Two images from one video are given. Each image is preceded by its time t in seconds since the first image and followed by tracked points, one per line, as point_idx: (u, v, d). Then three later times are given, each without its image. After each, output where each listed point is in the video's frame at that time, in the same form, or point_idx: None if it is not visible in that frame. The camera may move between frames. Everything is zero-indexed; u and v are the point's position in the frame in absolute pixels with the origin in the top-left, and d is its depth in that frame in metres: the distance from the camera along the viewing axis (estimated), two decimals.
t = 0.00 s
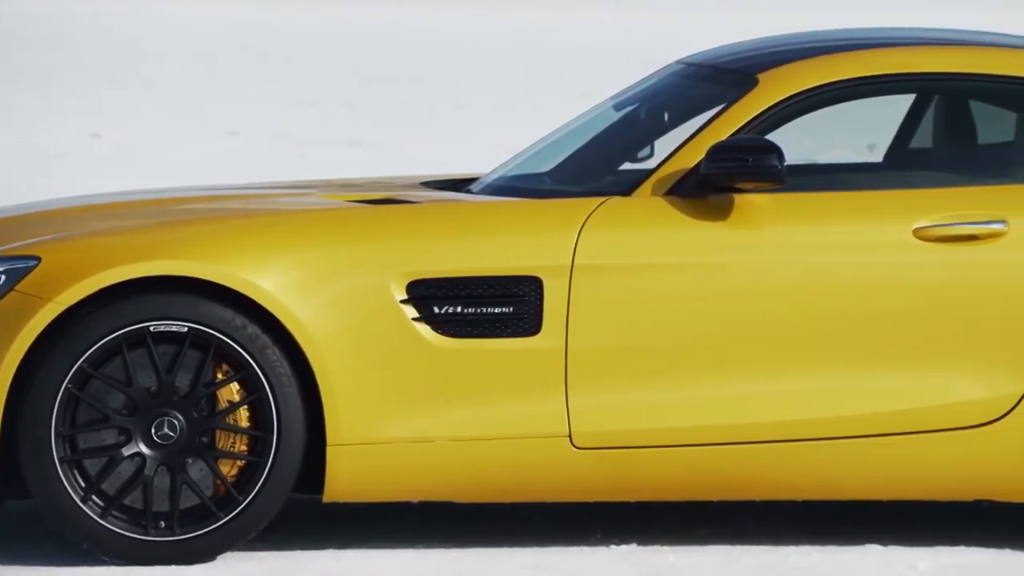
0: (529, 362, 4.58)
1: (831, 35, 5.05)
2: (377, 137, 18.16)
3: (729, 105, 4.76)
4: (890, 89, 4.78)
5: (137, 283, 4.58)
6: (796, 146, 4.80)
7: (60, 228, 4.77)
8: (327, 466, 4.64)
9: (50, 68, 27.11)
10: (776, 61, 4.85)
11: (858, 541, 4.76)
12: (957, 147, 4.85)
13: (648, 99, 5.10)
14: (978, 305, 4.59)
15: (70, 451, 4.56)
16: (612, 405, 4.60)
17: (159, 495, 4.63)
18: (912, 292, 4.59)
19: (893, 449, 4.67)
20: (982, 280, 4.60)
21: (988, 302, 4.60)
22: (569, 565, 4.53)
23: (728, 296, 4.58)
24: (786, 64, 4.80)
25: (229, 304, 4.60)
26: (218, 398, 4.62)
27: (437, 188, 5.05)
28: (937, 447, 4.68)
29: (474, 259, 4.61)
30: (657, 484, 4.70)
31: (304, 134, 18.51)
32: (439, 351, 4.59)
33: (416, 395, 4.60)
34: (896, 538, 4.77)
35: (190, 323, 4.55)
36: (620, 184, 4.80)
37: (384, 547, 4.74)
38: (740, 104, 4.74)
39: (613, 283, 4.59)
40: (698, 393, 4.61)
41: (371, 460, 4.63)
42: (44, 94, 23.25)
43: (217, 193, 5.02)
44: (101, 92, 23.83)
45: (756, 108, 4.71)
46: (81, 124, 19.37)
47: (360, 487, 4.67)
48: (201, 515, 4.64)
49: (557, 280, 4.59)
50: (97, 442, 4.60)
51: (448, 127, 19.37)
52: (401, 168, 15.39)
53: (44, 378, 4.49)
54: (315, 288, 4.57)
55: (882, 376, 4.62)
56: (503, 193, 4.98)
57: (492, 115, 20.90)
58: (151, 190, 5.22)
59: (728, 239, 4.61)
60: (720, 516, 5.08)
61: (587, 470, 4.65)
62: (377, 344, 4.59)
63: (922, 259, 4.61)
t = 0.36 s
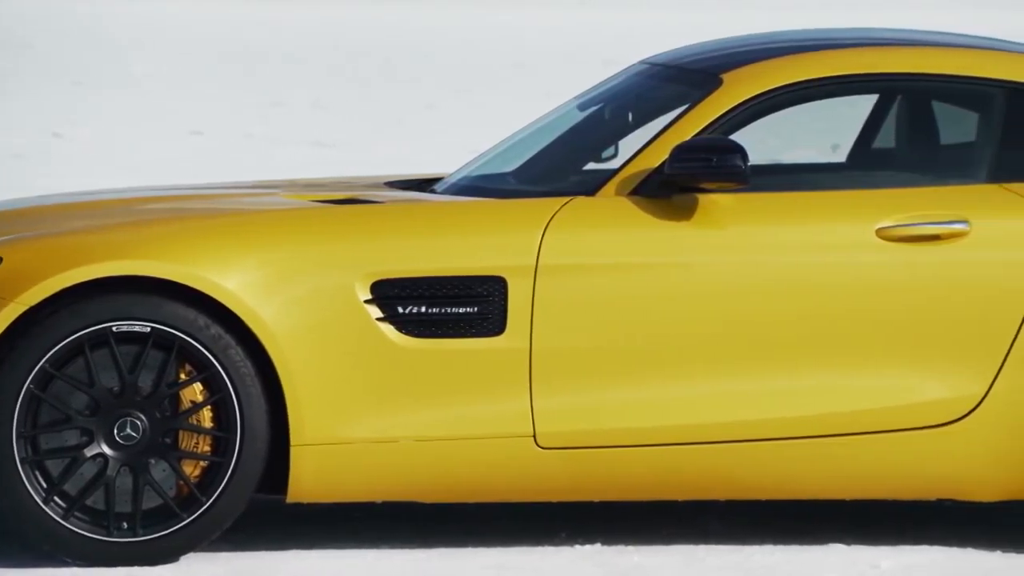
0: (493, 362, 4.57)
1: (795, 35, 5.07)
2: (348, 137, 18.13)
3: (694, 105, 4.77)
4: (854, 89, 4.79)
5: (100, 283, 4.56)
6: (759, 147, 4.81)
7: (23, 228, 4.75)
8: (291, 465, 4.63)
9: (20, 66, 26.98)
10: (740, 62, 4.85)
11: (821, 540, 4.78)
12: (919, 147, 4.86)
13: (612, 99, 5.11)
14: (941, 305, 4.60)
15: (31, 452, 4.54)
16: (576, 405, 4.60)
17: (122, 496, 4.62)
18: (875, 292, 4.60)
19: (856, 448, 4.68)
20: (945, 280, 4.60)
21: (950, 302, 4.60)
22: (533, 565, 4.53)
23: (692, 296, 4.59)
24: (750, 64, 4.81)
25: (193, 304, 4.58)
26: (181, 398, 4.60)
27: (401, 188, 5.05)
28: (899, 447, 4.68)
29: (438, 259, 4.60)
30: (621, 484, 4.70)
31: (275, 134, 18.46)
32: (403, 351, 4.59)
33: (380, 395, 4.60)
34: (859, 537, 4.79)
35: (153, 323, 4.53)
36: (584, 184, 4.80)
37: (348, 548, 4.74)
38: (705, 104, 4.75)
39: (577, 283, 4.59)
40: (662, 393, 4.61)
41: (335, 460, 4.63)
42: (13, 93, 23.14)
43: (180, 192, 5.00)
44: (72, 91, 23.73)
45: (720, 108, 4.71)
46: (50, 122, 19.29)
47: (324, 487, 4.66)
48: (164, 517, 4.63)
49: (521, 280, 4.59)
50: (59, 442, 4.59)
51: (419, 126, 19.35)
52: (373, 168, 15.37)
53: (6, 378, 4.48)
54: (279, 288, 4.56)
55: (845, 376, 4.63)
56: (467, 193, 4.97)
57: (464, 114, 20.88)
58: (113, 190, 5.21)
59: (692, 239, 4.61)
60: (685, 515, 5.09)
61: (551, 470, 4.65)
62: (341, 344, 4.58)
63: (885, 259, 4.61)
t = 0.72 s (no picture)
0: (457, 362, 4.57)
1: (759, 36, 5.08)
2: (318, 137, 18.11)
3: (658, 105, 4.77)
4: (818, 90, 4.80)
5: (64, 283, 4.55)
6: (723, 147, 4.81)
7: None
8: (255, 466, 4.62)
9: None
10: (705, 62, 4.86)
11: (786, 540, 4.78)
12: (883, 148, 4.88)
13: (577, 99, 5.11)
14: (906, 304, 4.61)
15: None
16: (540, 405, 4.60)
17: (85, 496, 4.62)
18: (839, 292, 4.60)
19: (821, 448, 4.67)
20: (909, 280, 4.61)
21: (915, 302, 4.61)
22: (497, 565, 4.53)
23: (656, 295, 4.59)
24: (714, 64, 4.82)
25: (156, 304, 4.57)
26: (144, 398, 4.59)
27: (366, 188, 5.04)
28: (864, 447, 4.68)
29: (402, 259, 4.60)
30: (586, 484, 4.69)
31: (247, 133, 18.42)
32: (367, 351, 4.58)
33: (344, 395, 4.59)
34: (823, 537, 4.80)
35: (116, 324, 4.52)
36: (549, 184, 4.80)
37: (313, 548, 4.73)
38: (669, 104, 4.75)
39: (542, 282, 4.59)
40: (626, 393, 4.61)
41: (298, 460, 4.61)
42: None
43: (143, 192, 4.99)
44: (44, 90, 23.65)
45: (685, 108, 4.72)
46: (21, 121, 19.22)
47: (288, 487, 4.65)
48: (128, 517, 4.61)
49: (485, 280, 4.58)
50: (22, 444, 4.58)
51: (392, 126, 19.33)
52: (345, 168, 15.34)
53: None
54: (243, 288, 4.54)
55: (810, 375, 4.63)
56: (432, 193, 4.97)
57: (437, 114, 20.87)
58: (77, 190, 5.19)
59: (657, 239, 4.62)
60: (650, 514, 5.09)
61: (516, 470, 4.65)
62: (305, 345, 4.57)
63: (850, 259, 4.62)
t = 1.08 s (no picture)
0: (421, 362, 4.57)
1: (724, 36, 5.09)
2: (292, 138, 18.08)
3: (622, 105, 4.77)
4: (781, 89, 4.81)
5: (26, 283, 4.55)
6: (687, 147, 4.81)
7: None
8: (219, 466, 4.61)
9: None
10: (669, 62, 4.87)
11: (749, 539, 4.79)
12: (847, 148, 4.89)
13: (541, 99, 5.11)
14: (869, 304, 4.62)
15: None
16: (504, 405, 4.59)
17: (47, 498, 4.60)
18: (802, 292, 4.61)
19: (785, 447, 4.67)
20: (872, 280, 4.62)
21: (878, 302, 4.62)
22: (461, 565, 4.53)
23: (620, 295, 4.59)
24: (678, 64, 4.82)
25: (119, 304, 4.56)
26: (107, 399, 4.58)
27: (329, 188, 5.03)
28: (828, 447, 4.68)
29: (366, 259, 4.59)
30: (550, 484, 4.69)
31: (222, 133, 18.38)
32: (330, 351, 4.57)
33: (307, 396, 4.58)
34: (787, 536, 4.81)
35: (79, 324, 4.51)
36: (513, 184, 4.80)
37: (277, 549, 4.72)
38: (633, 104, 4.75)
39: (506, 282, 4.58)
40: (590, 393, 4.61)
41: (262, 460, 4.61)
42: None
43: (106, 191, 4.97)
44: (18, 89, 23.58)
45: (649, 108, 4.72)
46: None
47: (251, 487, 4.64)
48: (90, 518, 4.60)
49: (449, 280, 4.58)
50: None
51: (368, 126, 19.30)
52: (319, 168, 15.32)
53: None
54: (206, 288, 4.54)
55: (773, 375, 4.63)
56: (395, 193, 4.97)
57: (413, 114, 20.84)
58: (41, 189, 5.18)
59: (621, 239, 4.62)
60: (615, 513, 5.09)
61: (480, 470, 4.64)
62: (268, 345, 4.57)
63: (813, 259, 4.62)
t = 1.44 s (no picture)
0: (383, 362, 4.56)
1: (686, 36, 5.09)
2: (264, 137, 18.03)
3: (585, 105, 4.78)
4: (744, 89, 4.82)
5: None
6: (649, 146, 4.81)
7: None
8: (180, 467, 4.60)
9: None
10: (632, 62, 4.87)
11: (710, 539, 4.80)
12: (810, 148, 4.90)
13: (503, 99, 5.10)
14: (831, 304, 4.63)
15: None
16: (466, 405, 4.59)
17: (6, 499, 4.61)
18: (764, 292, 4.61)
19: (747, 447, 4.68)
20: (833, 280, 4.63)
21: (840, 302, 4.63)
22: (424, 565, 4.52)
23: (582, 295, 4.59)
24: (641, 64, 4.83)
25: (80, 304, 4.55)
26: (67, 399, 4.57)
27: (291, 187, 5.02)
28: (790, 446, 4.69)
29: (328, 259, 4.58)
30: (513, 484, 4.69)
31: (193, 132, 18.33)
32: (292, 351, 4.56)
33: (269, 396, 4.57)
34: (748, 536, 4.82)
35: (39, 325, 4.50)
36: (475, 184, 4.80)
37: (239, 549, 4.71)
38: (596, 104, 4.76)
39: (469, 282, 4.58)
40: (552, 393, 4.61)
41: (223, 461, 4.59)
42: None
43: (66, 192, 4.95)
44: None
45: (611, 108, 4.72)
46: None
47: (213, 488, 4.63)
48: (50, 520, 4.59)
49: (411, 280, 4.57)
50: None
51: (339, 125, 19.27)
52: (290, 168, 15.28)
53: None
54: (167, 288, 4.52)
55: (736, 375, 4.64)
56: (358, 193, 4.96)
57: (384, 113, 20.81)
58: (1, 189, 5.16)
59: (584, 238, 4.62)
60: (577, 513, 5.10)
61: (443, 471, 4.64)
62: (229, 345, 4.55)
63: (775, 259, 4.63)
